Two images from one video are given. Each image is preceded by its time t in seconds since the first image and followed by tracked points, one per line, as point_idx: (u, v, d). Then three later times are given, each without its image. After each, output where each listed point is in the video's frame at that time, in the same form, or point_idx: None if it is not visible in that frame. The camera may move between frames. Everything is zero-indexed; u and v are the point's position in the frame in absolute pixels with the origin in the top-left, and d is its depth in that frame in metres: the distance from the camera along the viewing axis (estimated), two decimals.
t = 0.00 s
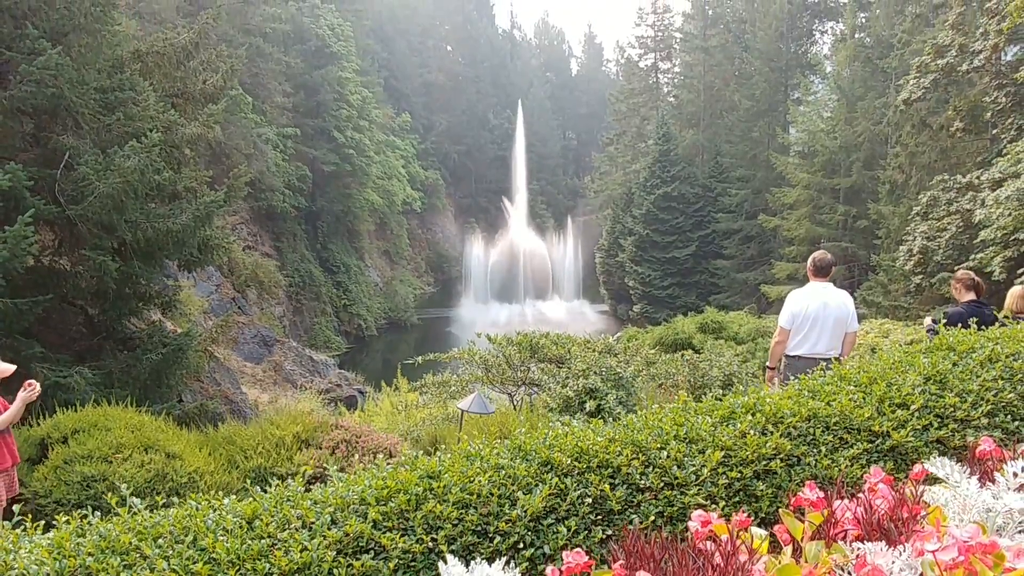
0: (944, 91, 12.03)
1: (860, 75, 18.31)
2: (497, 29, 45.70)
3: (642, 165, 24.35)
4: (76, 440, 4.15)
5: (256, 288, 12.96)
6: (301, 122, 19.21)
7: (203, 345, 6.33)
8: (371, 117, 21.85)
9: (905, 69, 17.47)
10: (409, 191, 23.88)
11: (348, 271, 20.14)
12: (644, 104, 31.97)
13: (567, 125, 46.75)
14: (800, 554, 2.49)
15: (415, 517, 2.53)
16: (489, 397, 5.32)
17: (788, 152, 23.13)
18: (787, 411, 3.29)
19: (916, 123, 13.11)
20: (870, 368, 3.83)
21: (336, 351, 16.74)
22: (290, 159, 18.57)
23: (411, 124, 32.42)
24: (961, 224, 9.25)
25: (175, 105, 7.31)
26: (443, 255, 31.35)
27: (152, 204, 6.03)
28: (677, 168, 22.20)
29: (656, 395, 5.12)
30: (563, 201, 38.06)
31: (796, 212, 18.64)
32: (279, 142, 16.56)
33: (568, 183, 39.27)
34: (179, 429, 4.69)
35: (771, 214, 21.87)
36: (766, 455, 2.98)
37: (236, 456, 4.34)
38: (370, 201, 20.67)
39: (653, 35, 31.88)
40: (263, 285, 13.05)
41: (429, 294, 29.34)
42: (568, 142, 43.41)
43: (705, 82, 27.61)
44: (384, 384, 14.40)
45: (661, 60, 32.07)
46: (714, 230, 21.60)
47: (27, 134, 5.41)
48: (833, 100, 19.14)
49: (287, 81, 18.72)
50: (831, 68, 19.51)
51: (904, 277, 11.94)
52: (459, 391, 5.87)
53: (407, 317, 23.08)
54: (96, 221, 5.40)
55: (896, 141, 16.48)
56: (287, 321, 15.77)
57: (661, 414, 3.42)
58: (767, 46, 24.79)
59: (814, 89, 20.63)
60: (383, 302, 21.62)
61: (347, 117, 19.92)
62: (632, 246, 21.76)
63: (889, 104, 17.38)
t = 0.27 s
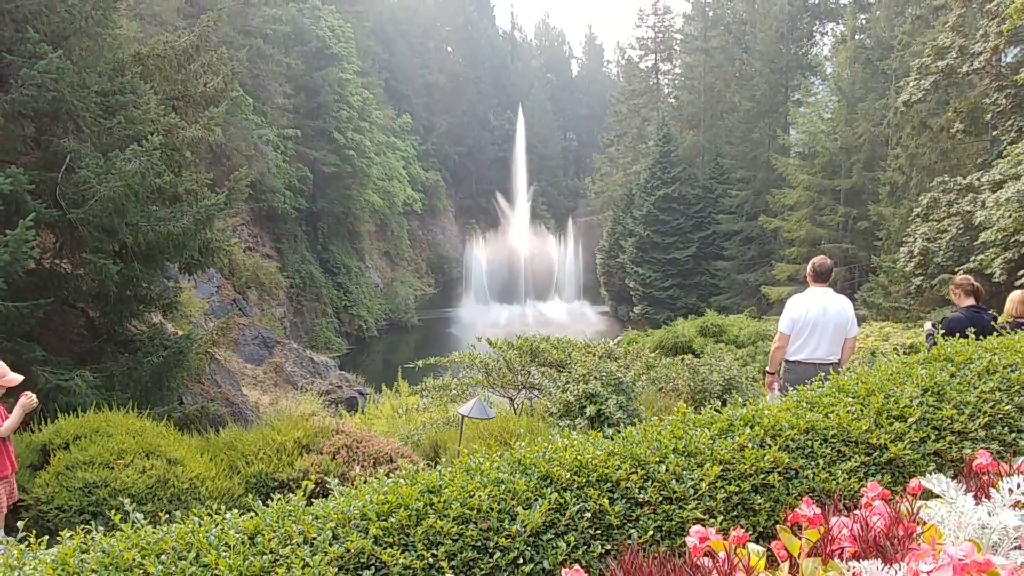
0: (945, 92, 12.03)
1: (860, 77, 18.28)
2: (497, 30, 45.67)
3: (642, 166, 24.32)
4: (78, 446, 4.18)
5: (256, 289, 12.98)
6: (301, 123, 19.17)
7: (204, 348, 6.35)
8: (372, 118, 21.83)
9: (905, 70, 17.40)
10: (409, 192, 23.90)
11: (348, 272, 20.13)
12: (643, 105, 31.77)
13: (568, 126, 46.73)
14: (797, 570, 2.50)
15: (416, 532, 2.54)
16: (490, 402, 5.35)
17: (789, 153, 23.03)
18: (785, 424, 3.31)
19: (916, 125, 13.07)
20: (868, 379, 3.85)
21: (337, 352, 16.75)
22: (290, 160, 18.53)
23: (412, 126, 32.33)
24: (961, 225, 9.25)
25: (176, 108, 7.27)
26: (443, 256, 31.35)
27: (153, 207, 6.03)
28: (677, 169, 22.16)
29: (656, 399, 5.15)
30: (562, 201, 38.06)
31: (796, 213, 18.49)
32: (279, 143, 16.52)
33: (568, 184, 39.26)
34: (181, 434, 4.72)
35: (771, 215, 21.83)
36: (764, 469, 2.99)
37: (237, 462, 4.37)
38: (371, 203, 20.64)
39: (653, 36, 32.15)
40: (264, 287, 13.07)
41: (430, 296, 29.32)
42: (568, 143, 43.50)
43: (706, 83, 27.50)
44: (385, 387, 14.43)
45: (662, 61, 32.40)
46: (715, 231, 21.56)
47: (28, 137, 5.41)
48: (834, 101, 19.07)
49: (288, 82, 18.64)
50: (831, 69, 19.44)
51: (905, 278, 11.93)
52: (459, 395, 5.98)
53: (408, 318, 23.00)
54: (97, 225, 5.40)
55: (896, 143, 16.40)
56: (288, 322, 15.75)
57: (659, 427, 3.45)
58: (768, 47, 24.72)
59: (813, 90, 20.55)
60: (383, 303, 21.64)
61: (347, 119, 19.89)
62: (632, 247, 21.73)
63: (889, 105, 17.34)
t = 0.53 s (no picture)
0: (946, 88, 11.99)
1: (861, 72, 18.27)
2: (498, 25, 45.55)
3: (643, 161, 24.26)
4: (80, 447, 4.20)
5: (257, 285, 12.99)
6: (302, 118, 19.09)
7: (205, 344, 6.37)
8: (372, 113, 21.76)
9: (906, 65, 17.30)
10: (410, 187, 23.86)
11: (349, 268, 20.11)
12: (644, 100, 31.52)
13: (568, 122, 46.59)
14: None
15: (417, 541, 2.55)
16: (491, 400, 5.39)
17: (789, 149, 22.91)
18: (784, 431, 3.33)
19: (917, 121, 13.01)
20: (867, 384, 3.88)
21: (337, 348, 16.77)
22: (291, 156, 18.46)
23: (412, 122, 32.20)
24: (962, 221, 9.24)
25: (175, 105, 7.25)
26: (444, 252, 31.31)
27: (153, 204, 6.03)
28: (677, 165, 22.13)
29: (656, 398, 5.20)
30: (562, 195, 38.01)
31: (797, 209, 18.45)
32: (280, 139, 16.46)
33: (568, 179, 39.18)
34: (182, 433, 4.76)
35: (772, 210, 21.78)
36: (762, 477, 3.01)
37: (239, 462, 4.39)
38: (371, 198, 20.59)
39: (654, 31, 31.81)
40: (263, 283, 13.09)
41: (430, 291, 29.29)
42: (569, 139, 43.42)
43: (707, 78, 27.32)
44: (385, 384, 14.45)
45: (662, 56, 32.11)
46: (715, 226, 21.51)
47: (29, 135, 5.39)
48: (835, 96, 18.98)
49: (288, 78, 18.54)
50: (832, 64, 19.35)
51: (906, 274, 11.94)
52: (459, 393, 6.04)
53: (409, 314, 23.03)
54: (99, 223, 5.40)
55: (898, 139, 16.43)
56: (288, 318, 15.74)
57: (659, 434, 3.47)
58: (768, 42, 24.55)
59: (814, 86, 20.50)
60: (383, 299, 21.67)
61: (348, 114, 19.81)
62: (632, 243, 21.73)
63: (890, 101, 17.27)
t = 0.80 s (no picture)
0: (947, 83, 11.95)
1: (861, 67, 18.22)
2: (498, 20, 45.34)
3: (643, 157, 24.20)
4: (82, 447, 4.22)
5: (257, 280, 13.00)
6: (302, 114, 18.95)
7: (206, 340, 6.38)
8: (372, 108, 21.65)
9: (906, 61, 17.20)
10: (410, 183, 23.80)
11: (349, 263, 20.06)
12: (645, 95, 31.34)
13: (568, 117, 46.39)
14: None
15: (420, 552, 2.55)
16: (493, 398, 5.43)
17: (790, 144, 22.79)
18: (784, 437, 3.35)
19: (918, 116, 12.97)
20: (866, 390, 3.89)
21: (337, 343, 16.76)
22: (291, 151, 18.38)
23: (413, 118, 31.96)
24: (962, 217, 9.24)
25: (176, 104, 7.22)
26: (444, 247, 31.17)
27: (154, 201, 6.01)
28: (678, 160, 22.11)
29: (656, 397, 5.23)
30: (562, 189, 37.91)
31: (797, 204, 18.34)
32: (280, 134, 16.36)
33: (568, 174, 39.09)
34: (184, 433, 4.78)
35: (772, 206, 21.71)
36: (762, 485, 3.03)
37: (241, 461, 4.41)
38: (371, 193, 20.49)
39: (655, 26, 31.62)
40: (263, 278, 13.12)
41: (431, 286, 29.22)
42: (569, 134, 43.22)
43: (707, 73, 27.13)
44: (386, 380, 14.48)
45: (663, 51, 31.94)
46: (716, 221, 21.46)
47: (30, 133, 5.37)
48: (835, 91, 18.88)
49: (288, 73, 18.42)
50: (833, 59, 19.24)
51: (906, 270, 11.95)
52: (460, 391, 6.08)
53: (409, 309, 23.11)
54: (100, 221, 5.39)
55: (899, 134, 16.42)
56: (288, 313, 15.70)
57: (659, 442, 3.48)
58: (769, 37, 24.35)
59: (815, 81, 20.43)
60: (383, 294, 21.71)
61: (348, 109, 19.71)
62: (632, 238, 21.79)
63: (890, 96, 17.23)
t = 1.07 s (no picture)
0: (949, 83, 11.94)
1: (864, 68, 18.20)
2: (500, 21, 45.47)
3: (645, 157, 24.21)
4: (87, 451, 4.27)
5: (260, 281, 13.06)
6: (305, 114, 18.95)
7: (209, 341, 6.42)
8: (374, 108, 21.66)
9: (909, 62, 17.12)
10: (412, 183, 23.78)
11: (352, 263, 20.05)
12: (648, 95, 31.24)
13: (570, 116, 46.40)
14: None
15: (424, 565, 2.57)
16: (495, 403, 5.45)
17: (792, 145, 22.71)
18: (785, 449, 3.37)
19: (919, 117, 12.96)
20: (866, 400, 3.92)
21: (340, 343, 16.77)
22: (294, 151, 18.40)
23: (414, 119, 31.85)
24: (965, 218, 9.24)
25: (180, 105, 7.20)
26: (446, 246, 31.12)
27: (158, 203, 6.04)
28: (680, 160, 22.16)
29: (658, 400, 5.25)
30: (565, 189, 37.95)
31: (799, 205, 18.09)
32: (283, 134, 16.35)
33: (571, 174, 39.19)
34: (188, 437, 4.82)
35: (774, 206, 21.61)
36: (762, 496, 3.05)
37: (244, 465, 4.44)
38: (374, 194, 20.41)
39: (658, 27, 31.48)
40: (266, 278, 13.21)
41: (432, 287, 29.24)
42: (571, 133, 43.19)
43: (710, 74, 27.05)
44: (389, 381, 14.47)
45: (665, 52, 31.91)
46: (718, 221, 21.46)
47: (35, 134, 5.39)
48: (837, 92, 18.82)
49: (291, 74, 18.38)
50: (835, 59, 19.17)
51: (908, 271, 11.99)
52: (461, 393, 6.13)
53: (410, 309, 23.21)
54: (103, 223, 5.41)
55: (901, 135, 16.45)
56: (291, 313, 15.70)
57: (661, 452, 3.51)
58: (771, 38, 24.24)
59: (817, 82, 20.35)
60: (386, 295, 21.79)
61: (351, 110, 19.68)
62: (635, 238, 21.91)
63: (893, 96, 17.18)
